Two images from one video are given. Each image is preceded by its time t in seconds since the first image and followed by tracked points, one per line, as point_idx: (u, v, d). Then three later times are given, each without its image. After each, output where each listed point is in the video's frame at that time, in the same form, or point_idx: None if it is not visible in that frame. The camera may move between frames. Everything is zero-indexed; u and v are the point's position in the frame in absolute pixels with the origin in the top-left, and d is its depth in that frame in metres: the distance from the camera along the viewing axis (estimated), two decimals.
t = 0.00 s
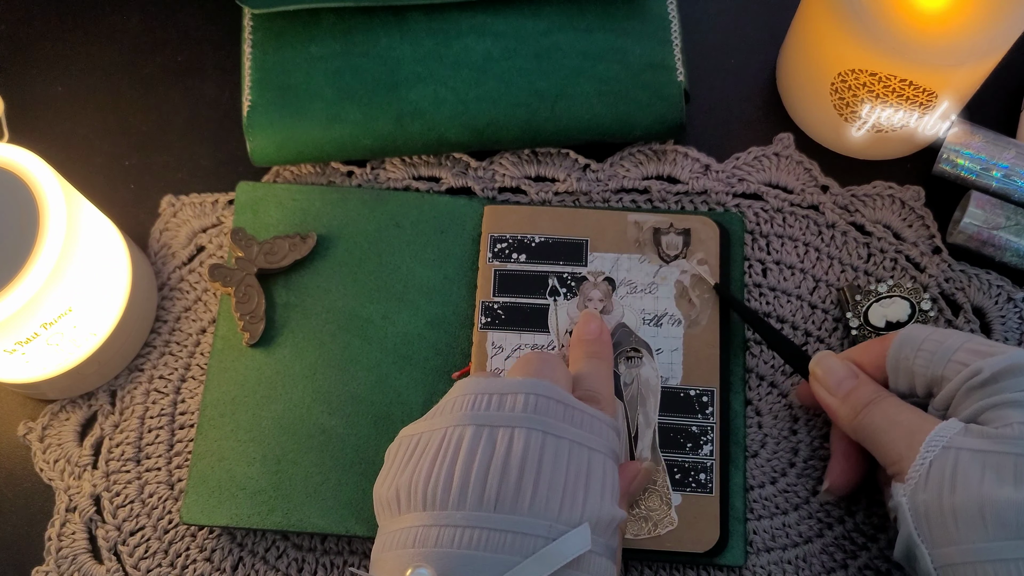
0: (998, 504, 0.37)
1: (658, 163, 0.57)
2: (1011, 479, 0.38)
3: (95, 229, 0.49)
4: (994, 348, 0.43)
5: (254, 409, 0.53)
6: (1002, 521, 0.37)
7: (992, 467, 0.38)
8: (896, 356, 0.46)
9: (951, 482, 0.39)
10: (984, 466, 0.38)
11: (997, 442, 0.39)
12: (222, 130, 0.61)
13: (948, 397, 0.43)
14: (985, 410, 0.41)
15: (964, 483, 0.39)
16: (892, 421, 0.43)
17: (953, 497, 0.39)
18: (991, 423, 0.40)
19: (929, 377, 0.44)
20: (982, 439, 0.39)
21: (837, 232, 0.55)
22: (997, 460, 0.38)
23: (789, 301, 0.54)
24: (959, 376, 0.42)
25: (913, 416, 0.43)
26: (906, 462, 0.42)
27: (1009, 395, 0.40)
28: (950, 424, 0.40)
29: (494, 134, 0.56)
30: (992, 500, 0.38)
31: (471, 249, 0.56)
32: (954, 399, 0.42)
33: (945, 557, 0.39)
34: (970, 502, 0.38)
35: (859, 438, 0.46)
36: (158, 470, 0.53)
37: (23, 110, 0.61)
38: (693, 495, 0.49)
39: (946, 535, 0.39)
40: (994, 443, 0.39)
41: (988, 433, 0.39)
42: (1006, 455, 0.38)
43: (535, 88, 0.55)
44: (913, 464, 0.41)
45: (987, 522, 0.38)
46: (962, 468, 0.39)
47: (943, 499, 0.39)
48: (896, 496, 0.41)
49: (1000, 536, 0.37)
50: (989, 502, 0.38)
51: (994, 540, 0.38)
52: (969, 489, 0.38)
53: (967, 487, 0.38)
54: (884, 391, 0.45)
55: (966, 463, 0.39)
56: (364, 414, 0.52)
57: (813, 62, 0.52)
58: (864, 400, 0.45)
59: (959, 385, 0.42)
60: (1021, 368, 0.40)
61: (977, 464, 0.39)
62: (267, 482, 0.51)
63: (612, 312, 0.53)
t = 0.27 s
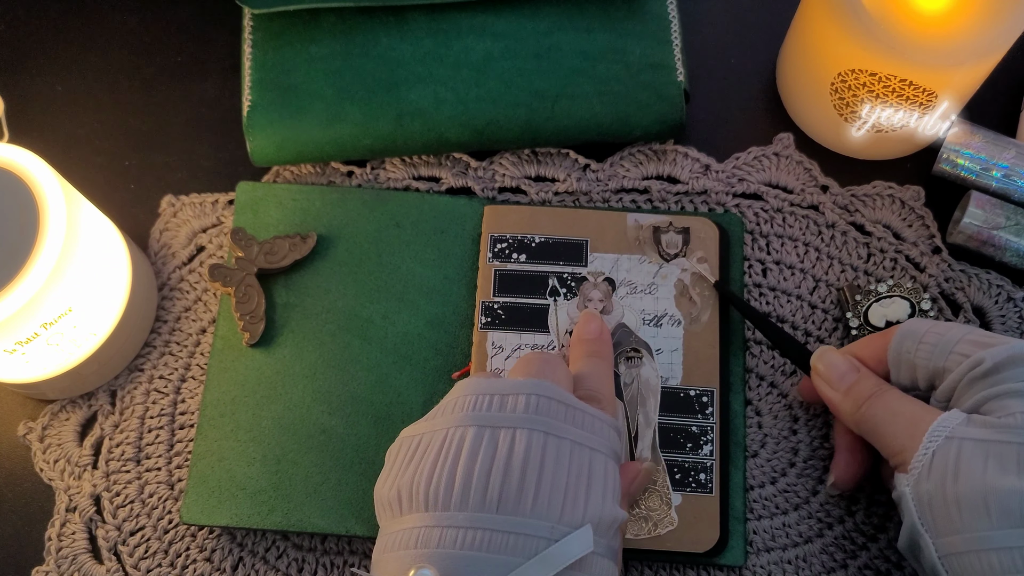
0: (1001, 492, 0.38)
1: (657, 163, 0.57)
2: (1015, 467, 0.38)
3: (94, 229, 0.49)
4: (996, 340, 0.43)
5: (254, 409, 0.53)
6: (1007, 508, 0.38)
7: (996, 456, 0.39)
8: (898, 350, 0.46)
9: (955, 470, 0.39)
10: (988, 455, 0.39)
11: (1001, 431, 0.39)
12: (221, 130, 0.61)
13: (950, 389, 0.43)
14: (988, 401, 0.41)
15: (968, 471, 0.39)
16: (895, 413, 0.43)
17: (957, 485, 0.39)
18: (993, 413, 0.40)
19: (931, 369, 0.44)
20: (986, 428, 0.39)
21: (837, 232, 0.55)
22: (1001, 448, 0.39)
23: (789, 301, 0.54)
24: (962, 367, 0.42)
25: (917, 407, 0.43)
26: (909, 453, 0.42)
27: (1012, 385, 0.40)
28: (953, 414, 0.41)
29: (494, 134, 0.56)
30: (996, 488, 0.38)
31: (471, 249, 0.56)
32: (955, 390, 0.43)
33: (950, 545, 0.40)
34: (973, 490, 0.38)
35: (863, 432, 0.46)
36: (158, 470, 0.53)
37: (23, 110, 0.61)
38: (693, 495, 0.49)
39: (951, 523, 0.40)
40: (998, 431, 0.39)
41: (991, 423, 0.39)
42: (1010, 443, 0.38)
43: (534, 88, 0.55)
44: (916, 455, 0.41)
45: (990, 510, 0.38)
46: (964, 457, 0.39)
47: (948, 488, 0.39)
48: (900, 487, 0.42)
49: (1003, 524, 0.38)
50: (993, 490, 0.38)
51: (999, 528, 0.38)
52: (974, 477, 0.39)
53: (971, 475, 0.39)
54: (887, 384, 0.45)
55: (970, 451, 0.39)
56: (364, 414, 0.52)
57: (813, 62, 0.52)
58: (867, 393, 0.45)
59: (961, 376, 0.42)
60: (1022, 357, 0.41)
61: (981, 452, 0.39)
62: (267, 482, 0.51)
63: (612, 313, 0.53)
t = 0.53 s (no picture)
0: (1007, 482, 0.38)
1: (657, 163, 0.57)
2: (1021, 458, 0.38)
3: (95, 228, 0.49)
4: (999, 334, 0.43)
5: (254, 409, 0.53)
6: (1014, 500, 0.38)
7: (1001, 447, 0.39)
8: (900, 346, 0.46)
9: (961, 463, 0.39)
10: (994, 446, 0.39)
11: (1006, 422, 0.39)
12: (222, 130, 0.61)
13: (954, 384, 0.43)
14: (992, 394, 0.41)
15: (974, 463, 0.39)
16: (899, 409, 0.43)
17: (963, 477, 0.39)
18: (997, 406, 0.40)
19: (935, 365, 0.44)
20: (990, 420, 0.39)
21: (837, 232, 0.55)
22: (1006, 440, 0.39)
23: (789, 301, 0.54)
24: (965, 362, 0.42)
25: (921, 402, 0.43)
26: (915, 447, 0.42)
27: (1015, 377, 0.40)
28: (958, 408, 0.41)
29: (494, 134, 0.56)
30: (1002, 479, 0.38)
31: (471, 249, 0.56)
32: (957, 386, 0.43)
33: (958, 539, 0.40)
34: (979, 482, 0.38)
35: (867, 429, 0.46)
36: (158, 470, 0.53)
37: (23, 110, 0.61)
38: (693, 495, 0.49)
39: (958, 517, 0.40)
40: (1003, 423, 0.39)
41: (995, 414, 0.39)
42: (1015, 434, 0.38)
43: (535, 88, 0.55)
44: (921, 450, 0.41)
45: (997, 502, 0.38)
46: (971, 450, 0.39)
47: (954, 481, 0.39)
48: (907, 481, 0.42)
49: (1011, 517, 0.38)
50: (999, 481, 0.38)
51: (1006, 520, 0.38)
52: (980, 469, 0.39)
53: (977, 467, 0.39)
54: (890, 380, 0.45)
55: (975, 444, 0.39)
56: (364, 414, 0.52)
57: (813, 62, 0.52)
58: (872, 389, 0.45)
59: (965, 371, 0.42)
60: None
61: (986, 444, 0.39)
62: (267, 482, 0.51)
63: (612, 313, 0.53)
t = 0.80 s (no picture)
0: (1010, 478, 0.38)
1: (657, 163, 0.57)
2: None
3: (94, 228, 0.49)
4: (1000, 332, 0.43)
5: (254, 409, 0.53)
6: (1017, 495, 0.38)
7: (1004, 443, 0.39)
8: (901, 344, 0.46)
9: (964, 459, 0.39)
10: (997, 442, 0.39)
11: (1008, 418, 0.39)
12: (222, 130, 0.61)
13: (955, 381, 0.43)
14: (994, 391, 0.41)
15: (977, 459, 0.39)
16: (902, 408, 0.43)
17: (966, 473, 0.39)
18: (999, 403, 0.40)
19: (936, 363, 0.44)
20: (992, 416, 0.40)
21: (837, 231, 0.55)
22: (1008, 435, 0.39)
23: (789, 301, 0.54)
24: (966, 359, 0.42)
25: (922, 401, 0.43)
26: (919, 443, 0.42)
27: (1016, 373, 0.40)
28: (959, 405, 0.41)
29: (494, 134, 0.56)
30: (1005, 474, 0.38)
31: (471, 249, 0.56)
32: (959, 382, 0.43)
33: (960, 535, 0.40)
34: (982, 478, 0.38)
35: (869, 427, 0.46)
36: (158, 470, 0.53)
37: (23, 110, 0.61)
38: (693, 495, 0.49)
39: (960, 513, 0.39)
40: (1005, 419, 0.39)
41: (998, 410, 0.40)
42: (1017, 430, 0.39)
43: (534, 88, 0.55)
44: (922, 447, 0.41)
45: (1000, 497, 0.38)
46: (973, 446, 0.39)
47: (957, 477, 0.39)
48: (910, 478, 0.42)
49: (1013, 512, 0.38)
50: (1003, 476, 0.38)
51: (1009, 515, 0.38)
52: (983, 465, 0.39)
53: (980, 463, 0.39)
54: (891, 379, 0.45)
55: (978, 440, 0.39)
56: (364, 413, 0.52)
57: (813, 62, 0.52)
58: (874, 388, 0.45)
59: (966, 368, 0.42)
60: None
61: (988, 440, 0.39)
62: (267, 482, 0.51)
63: (611, 313, 0.53)
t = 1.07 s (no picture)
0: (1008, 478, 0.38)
1: (657, 163, 0.57)
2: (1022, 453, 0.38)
3: (94, 228, 0.49)
4: (999, 331, 0.43)
5: (254, 409, 0.53)
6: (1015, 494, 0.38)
7: (1002, 442, 0.39)
8: (901, 345, 0.46)
9: (962, 458, 0.40)
10: (995, 442, 0.39)
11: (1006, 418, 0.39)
12: (222, 130, 0.61)
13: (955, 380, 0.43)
14: (993, 391, 0.41)
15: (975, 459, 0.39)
16: (897, 409, 0.43)
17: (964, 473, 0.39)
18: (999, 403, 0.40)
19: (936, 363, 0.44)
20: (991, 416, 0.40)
21: (837, 231, 0.55)
22: (1007, 435, 0.39)
23: (789, 301, 0.54)
24: (966, 358, 0.42)
25: (921, 401, 0.43)
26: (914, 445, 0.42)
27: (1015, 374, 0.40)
28: (957, 405, 0.41)
29: (494, 134, 0.56)
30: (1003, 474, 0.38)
31: (471, 249, 0.56)
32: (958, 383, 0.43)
33: (958, 534, 0.40)
34: (980, 479, 0.39)
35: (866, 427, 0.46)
36: (158, 470, 0.53)
37: (23, 110, 0.61)
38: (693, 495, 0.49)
39: (958, 512, 0.40)
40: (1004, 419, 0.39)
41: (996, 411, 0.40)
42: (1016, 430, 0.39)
43: (535, 88, 0.55)
44: (920, 446, 0.41)
45: (998, 498, 0.38)
46: (971, 446, 0.39)
47: (955, 476, 0.39)
48: (906, 478, 0.42)
49: (1012, 512, 0.38)
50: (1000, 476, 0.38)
51: (1007, 515, 0.38)
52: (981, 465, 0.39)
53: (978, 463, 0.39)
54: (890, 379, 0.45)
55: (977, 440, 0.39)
56: (364, 413, 0.52)
57: (813, 62, 0.52)
58: (871, 388, 0.45)
59: (966, 367, 0.42)
60: None
61: (987, 440, 0.39)
62: (267, 482, 0.51)
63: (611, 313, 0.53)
